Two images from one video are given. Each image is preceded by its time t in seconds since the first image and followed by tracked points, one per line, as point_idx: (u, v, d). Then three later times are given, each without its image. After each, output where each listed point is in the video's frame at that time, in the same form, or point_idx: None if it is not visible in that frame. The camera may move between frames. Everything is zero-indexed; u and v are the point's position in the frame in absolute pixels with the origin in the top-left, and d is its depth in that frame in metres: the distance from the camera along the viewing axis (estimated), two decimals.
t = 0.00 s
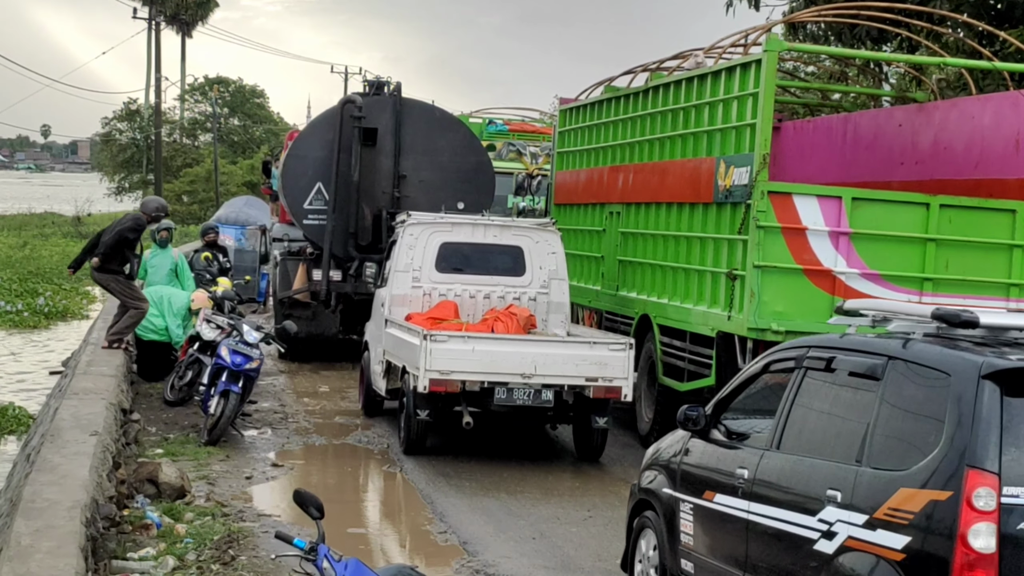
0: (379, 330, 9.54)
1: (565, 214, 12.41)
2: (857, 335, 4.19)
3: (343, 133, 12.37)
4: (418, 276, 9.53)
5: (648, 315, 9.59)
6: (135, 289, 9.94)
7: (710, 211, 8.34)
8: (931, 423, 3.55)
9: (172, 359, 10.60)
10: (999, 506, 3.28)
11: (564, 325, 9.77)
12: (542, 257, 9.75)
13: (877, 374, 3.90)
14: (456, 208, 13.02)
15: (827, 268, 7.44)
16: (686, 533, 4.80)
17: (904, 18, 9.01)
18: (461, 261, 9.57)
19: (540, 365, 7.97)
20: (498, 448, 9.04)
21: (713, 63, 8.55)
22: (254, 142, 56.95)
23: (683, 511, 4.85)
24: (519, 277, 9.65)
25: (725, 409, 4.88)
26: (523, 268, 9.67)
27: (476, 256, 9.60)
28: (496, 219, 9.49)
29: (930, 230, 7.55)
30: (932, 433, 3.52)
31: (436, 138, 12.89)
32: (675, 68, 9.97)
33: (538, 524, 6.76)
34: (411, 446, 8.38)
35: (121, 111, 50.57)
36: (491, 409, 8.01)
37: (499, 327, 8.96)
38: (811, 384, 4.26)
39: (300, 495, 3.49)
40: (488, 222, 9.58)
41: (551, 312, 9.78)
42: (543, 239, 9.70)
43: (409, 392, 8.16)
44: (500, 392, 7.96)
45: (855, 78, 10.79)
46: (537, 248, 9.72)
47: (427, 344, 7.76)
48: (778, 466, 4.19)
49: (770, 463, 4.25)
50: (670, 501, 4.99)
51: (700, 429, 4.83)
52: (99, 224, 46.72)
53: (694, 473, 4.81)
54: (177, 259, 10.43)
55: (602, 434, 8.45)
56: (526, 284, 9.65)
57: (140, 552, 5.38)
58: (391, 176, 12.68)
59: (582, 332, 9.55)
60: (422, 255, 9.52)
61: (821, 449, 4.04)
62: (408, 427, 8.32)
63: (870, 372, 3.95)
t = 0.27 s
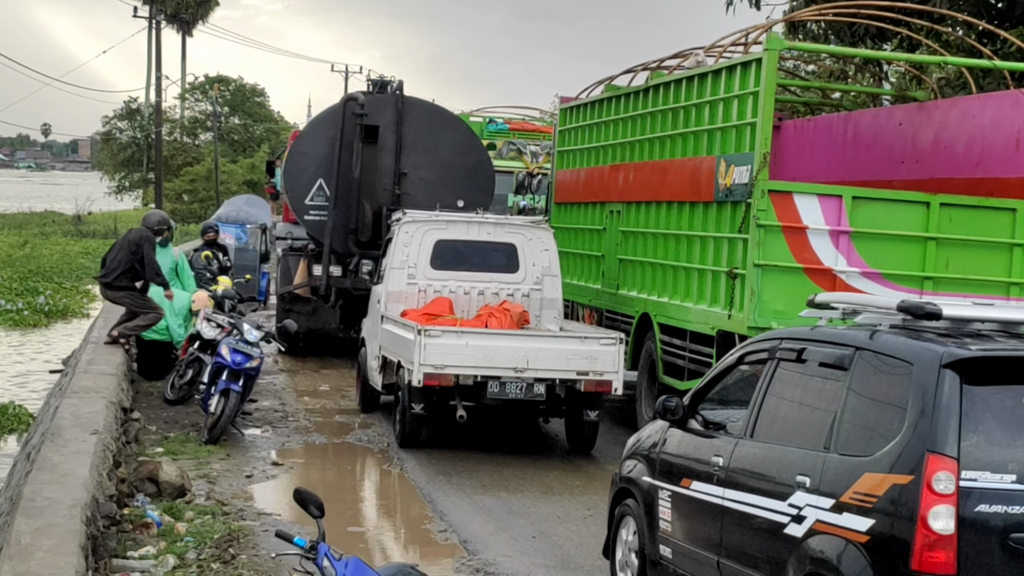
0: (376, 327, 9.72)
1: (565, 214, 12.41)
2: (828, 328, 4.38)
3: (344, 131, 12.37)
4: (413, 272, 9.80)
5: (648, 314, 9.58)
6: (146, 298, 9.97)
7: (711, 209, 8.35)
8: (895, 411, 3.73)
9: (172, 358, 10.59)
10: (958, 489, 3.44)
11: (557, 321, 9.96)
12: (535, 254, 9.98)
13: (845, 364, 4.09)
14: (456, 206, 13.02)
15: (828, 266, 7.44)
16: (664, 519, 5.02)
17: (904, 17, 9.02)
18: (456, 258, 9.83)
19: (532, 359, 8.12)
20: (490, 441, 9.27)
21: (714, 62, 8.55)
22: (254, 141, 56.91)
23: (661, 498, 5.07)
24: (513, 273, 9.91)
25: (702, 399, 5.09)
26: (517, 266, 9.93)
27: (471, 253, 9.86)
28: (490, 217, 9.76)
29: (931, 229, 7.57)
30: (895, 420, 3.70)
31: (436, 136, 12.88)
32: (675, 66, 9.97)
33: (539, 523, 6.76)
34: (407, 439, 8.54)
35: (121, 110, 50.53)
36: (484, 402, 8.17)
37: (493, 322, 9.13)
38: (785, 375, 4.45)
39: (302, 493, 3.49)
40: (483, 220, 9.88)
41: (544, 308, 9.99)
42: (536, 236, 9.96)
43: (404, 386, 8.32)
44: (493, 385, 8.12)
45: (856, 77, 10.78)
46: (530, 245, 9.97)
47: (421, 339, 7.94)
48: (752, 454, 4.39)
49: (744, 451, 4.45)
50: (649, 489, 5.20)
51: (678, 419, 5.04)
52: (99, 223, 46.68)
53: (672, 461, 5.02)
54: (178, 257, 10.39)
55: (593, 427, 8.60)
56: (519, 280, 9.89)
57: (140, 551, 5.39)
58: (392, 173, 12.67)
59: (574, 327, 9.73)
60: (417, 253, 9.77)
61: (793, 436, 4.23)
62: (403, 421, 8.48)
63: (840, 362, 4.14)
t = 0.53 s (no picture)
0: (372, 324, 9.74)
1: (565, 211, 12.40)
2: (801, 321, 4.52)
3: (344, 128, 12.35)
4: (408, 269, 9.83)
5: (650, 313, 9.55)
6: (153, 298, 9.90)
7: (711, 207, 8.34)
8: (861, 400, 3.88)
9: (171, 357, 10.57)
10: (921, 475, 3.60)
11: (550, 317, 10.04)
12: (528, 251, 10.04)
13: (815, 355, 4.23)
14: (456, 204, 12.99)
15: (829, 265, 7.42)
16: (644, 507, 5.18)
17: (907, 14, 8.98)
18: (451, 255, 9.89)
19: (524, 354, 8.30)
20: (486, 436, 9.33)
21: (716, 60, 8.52)
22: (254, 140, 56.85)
23: (642, 487, 5.22)
24: (507, 270, 9.95)
25: (680, 391, 5.24)
26: (511, 263, 9.97)
27: (466, 249, 9.90)
28: (484, 214, 9.80)
29: (932, 228, 7.55)
30: (863, 409, 3.84)
31: (437, 133, 12.84)
32: (677, 64, 9.94)
33: (539, 522, 6.73)
34: (401, 432, 8.69)
35: (121, 108, 50.47)
36: (478, 396, 8.33)
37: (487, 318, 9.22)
38: (759, 367, 4.59)
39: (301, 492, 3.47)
40: (477, 218, 9.92)
41: (537, 304, 10.05)
42: (530, 234, 10.01)
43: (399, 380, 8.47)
44: (485, 380, 8.28)
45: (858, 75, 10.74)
46: (524, 242, 10.01)
47: (415, 334, 8.13)
48: (727, 443, 4.54)
49: (720, 441, 4.60)
50: (630, 479, 5.35)
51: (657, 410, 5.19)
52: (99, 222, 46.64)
53: (652, 451, 5.17)
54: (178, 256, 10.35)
55: (585, 420, 8.76)
56: (513, 277, 9.94)
57: (139, 551, 5.37)
58: (391, 171, 12.65)
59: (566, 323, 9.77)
60: (412, 250, 9.83)
61: (766, 426, 4.38)
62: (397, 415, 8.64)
63: (810, 354, 4.28)
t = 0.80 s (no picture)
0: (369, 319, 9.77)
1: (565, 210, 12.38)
2: (775, 314, 4.67)
3: (345, 127, 12.36)
4: (405, 265, 9.83)
5: (650, 312, 9.55)
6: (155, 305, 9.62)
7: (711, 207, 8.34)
8: (830, 389, 4.03)
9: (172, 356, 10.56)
10: (886, 461, 3.77)
11: (546, 314, 10.03)
12: (524, 248, 10.06)
13: (787, 347, 4.39)
14: (456, 203, 12.98)
15: (830, 264, 7.41)
16: (625, 495, 5.33)
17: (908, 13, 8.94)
18: (449, 252, 9.90)
19: (517, 349, 8.38)
20: (481, 432, 9.39)
21: (716, 59, 8.52)
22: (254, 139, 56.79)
23: (622, 476, 5.37)
24: (503, 267, 9.97)
25: (659, 383, 5.39)
26: (507, 260, 9.98)
27: (464, 247, 9.92)
28: (481, 211, 9.82)
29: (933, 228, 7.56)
30: (830, 398, 3.99)
31: (437, 132, 12.83)
32: (678, 63, 9.92)
33: (539, 521, 6.73)
34: (396, 424, 8.82)
35: (120, 108, 50.41)
36: (471, 390, 8.42)
37: (483, 314, 9.22)
38: (734, 359, 4.75)
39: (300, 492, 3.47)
40: (474, 215, 9.95)
41: (533, 301, 10.06)
42: (525, 232, 10.03)
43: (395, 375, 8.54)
44: (479, 374, 8.36)
45: (859, 74, 10.72)
46: (520, 240, 10.02)
47: (410, 329, 8.20)
48: (704, 432, 4.70)
49: (698, 430, 4.75)
50: (612, 468, 5.50)
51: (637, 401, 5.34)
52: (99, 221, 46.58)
53: (632, 441, 5.32)
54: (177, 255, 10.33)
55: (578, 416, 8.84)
56: (509, 274, 9.95)
57: (139, 550, 5.37)
58: (391, 170, 12.64)
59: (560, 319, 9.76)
60: (410, 247, 9.83)
61: (741, 415, 4.53)
62: (393, 408, 8.76)
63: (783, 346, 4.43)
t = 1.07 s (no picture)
0: (368, 317, 9.79)
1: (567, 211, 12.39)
2: (750, 308, 4.79)
3: (347, 127, 12.42)
4: (403, 264, 9.86)
5: (650, 312, 9.57)
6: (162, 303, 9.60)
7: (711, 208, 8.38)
8: (801, 380, 4.15)
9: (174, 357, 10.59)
10: (853, 448, 3.87)
11: (542, 312, 10.03)
12: (520, 247, 10.09)
13: (761, 340, 4.51)
14: (456, 204, 12.99)
15: (829, 264, 7.43)
16: (607, 484, 5.46)
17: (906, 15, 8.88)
18: (446, 252, 9.91)
19: (513, 346, 8.41)
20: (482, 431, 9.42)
21: (717, 60, 8.53)
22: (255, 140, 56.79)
23: (605, 467, 5.50)
24: (500, 265, 10.00)
25: (640, 376, 5.52)
26: (503, 258, 10.01)
27: (461, 246, 9.94)
28: (478, 211, 9.86)
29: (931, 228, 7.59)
30: (802, 388, 4.11)
31: (437, 133, 12.85)
32: (679, 64, 9.94)
33: (540, 521, 6.76)
34: (394, 418, 8.93)
35: (123, 109, 50.44)
36: (467, 385, 8.43)
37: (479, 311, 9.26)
38: (712, 352, 4.87)
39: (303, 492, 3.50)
40: (471, 215, 9.98)
41: (528, 299, 10.08)
42: (521, 231, 10.05)
43: (392, 371, 8.59)
44: (475, 370, 8.39)
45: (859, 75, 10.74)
46: (516, 239, 10.06)
47: (407, 326, 8.27)
48: (682, 423, 4.82)
49: (676, 421, 4.88)
50: (594, 459, 5.63)
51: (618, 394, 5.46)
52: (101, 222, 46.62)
53: (614, 432, 5.44)
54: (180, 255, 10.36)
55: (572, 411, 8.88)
56: (505, 272, 9.97)
57: (142, 549, 5.40)
58: (392, 170, 12.65)
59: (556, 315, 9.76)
60: (408, 245, 9.86)
61: (717, 406, 4.64)
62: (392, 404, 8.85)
63: (758, 339, 4.55)
